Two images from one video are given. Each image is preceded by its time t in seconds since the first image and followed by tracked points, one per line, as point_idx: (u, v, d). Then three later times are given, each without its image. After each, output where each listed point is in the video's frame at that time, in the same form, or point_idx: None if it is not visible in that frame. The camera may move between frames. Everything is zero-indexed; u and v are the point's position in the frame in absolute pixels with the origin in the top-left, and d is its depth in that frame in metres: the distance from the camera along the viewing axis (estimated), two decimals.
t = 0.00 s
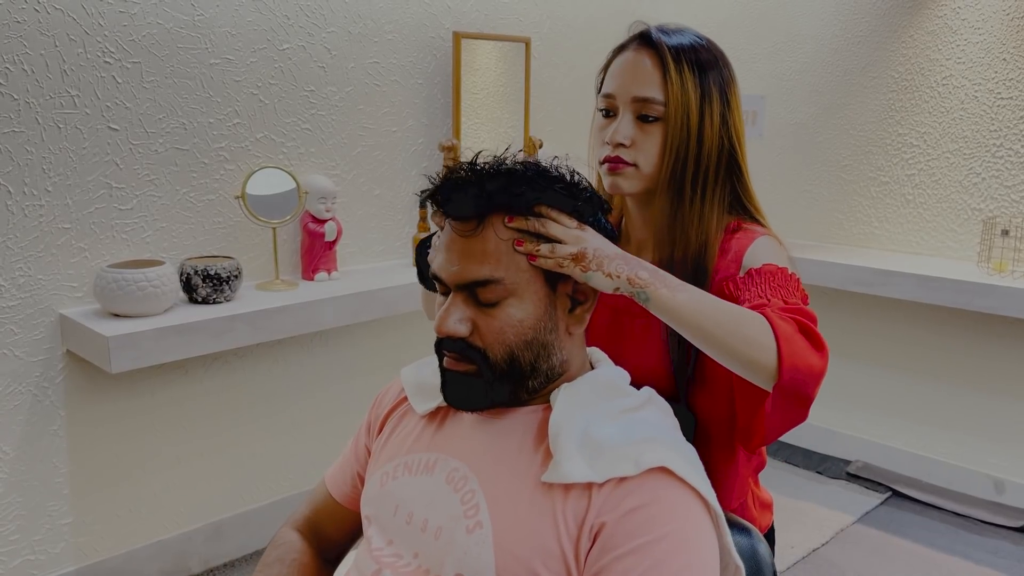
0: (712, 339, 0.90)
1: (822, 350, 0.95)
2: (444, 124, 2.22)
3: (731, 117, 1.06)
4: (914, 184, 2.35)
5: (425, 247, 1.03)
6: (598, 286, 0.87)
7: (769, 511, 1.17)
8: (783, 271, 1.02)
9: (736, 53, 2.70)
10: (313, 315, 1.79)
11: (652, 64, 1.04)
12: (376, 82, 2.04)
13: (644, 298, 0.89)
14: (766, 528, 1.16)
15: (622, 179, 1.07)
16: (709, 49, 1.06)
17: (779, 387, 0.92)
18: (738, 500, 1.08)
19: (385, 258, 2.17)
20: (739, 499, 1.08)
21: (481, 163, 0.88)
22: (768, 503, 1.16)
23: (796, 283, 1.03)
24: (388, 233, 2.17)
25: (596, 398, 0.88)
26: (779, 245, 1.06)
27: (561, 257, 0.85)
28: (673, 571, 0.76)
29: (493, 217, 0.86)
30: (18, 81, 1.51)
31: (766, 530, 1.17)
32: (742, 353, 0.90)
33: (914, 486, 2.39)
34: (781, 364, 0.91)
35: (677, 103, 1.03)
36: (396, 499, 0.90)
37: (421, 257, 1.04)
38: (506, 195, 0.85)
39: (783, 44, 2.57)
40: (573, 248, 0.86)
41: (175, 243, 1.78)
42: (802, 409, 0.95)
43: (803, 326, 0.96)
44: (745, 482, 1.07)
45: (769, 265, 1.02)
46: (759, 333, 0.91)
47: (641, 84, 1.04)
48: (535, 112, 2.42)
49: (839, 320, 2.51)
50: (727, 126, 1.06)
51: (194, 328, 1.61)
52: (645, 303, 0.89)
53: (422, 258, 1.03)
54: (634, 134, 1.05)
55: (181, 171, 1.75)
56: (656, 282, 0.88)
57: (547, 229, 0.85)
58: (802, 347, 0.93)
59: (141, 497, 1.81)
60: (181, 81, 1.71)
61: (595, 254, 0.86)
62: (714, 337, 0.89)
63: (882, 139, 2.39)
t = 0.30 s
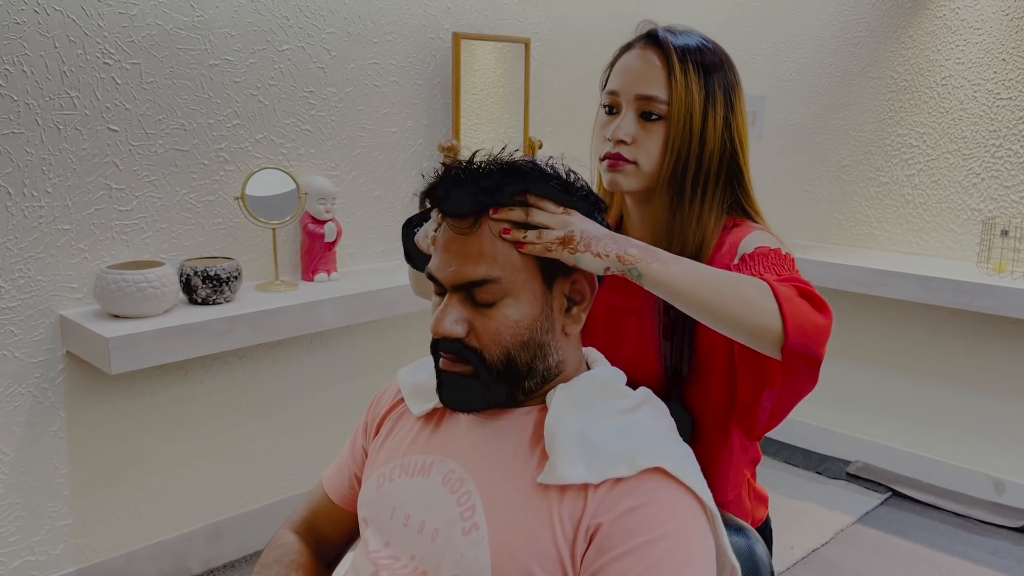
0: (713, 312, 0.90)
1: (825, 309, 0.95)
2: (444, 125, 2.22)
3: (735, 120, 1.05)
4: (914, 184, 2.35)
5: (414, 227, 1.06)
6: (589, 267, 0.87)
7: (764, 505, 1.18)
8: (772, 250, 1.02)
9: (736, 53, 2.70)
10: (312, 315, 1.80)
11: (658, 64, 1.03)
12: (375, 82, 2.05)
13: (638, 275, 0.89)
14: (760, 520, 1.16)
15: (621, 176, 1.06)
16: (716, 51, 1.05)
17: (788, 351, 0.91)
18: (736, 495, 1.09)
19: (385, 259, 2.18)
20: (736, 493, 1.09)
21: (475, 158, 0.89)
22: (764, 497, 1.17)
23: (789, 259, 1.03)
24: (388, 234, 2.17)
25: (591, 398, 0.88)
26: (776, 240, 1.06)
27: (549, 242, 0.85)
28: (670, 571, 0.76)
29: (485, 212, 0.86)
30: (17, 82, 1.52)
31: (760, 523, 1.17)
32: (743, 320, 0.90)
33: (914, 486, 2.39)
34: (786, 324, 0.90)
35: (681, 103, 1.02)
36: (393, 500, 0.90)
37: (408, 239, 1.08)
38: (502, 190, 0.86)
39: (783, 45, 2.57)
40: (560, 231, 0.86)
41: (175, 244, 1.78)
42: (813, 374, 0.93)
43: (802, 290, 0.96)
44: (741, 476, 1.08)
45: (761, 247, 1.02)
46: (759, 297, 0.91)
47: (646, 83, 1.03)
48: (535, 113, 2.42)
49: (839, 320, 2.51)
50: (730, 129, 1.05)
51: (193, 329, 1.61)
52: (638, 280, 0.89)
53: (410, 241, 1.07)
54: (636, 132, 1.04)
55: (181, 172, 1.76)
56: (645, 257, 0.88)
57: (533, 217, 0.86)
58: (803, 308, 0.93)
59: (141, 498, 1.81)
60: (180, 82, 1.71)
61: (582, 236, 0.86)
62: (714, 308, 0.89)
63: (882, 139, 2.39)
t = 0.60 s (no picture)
0: (712, 292, 0.88)
1: (825, 285, 0.94)
2: (444, 125, 2.22)
3: (737, 121, 1.05)
4: (914, 184, 2.35)
5: (417, 211, 1.06)
6: (586, 252, 0.85)
7: (760, 500, 1.17)
8: (772, 237, 1.02)
9: (736, 54, 2.70)
10: (312, 316, 1.80)
11: (661, 63, 1.03)
12: (375, 83, 2.05)
13: (634, 258, 0.86)
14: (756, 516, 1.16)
15: (621, 174, 1.06)
16: (719, 52, 1.05)
17: (790, 327, 0.89)
18: (734, 492, 1.08)
19: (385, 259, 2.18)
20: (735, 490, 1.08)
21: (481, 152, 0.91)
22: (761, 492, 1.17)
23: (785, 246, 1.03)
24: (388, 234, 2.17)
25: (592, 397, 0.88)
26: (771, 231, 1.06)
27: (546, 227, 0.85)
28: (671, 570, 0.76)
29: (490, 205, 0.87)
30: (17, 83, 1.52)
31: (757, 519, 1.17)
32: (744, 298, 0.88)
33: (914, 486, 2.39)
34: (787, 300, 0.89)
35: (683, 103, 1.02)
36: (394, 500, 0.90)
37: (409, 220, 1.07)
38: (509, 184, 0.88)
39: (782, 45, 2.57)
40: (556, 216, 0.85)
41: (175, 244, 1.78)
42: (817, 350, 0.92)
43: (800, 269, 0.95)
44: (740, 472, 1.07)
45: (758, 236, 1.01)
46: (758, 274, 0.89)
47: (649, 82, 1.03)
48: (534, 113, 2.42)
49: (839, 320, 2.51)
50: (732, 129, 1.05)
51: (193, 330, 1.61)
52: (635, 262, 0.87)
53: (411, 223, 1.07)
54: (637, 130, 1.04)
55: (181, 173, 1.75)
56: (642, 239, 0.86)
57: (532, 202, 0.86)
58: (803, 284, 0.91)
59: (140, 498, 1.81)
60: (180, 83, 1.71)
61: (579, 222, 0.85)
62: (713, 287, 0.87)
63: (882, 139, 2.39)
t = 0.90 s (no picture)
0: (709, 291, 0.87)
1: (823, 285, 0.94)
2: (443, 126, 2.22)
3: (732, 119, 1.05)
4: (913, 184, 2.36)
5: (417, 213, 1.06)
6: (584, 249, 0.85)
7: (760, 499, 1.17)
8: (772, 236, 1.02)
9: (735, 54, 2.70)
10: (312, 316, 1.80)
11: (654, 63, 1.03)
12: (374, 83, 2.05)
13: (631, 256, 0.86)
14: (756, 515, 1.16)
15: (617, 175, 1.06)
16: (713, 51, 1.05)
17: (788, 327, 0.89)
18: (734, 491, 1.08)
19: (384, 259, 2.18)
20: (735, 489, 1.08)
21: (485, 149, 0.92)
22: (760, 491, 1.17)
23: (784, 245, 1.02)
24: (387, 235, 2.17)
25: (593, 397, 0.88)
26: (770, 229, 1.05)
27: (546, 222, 0.85)
28: (671, 570, 0.76)
29: (492, 202, 0.88)
30: (16, 83, 1.51)
31: (756, 518, 1.16)
32: (743, 298, 0.88)
33: (914, 486, 2.39)
34: (785, 300, 0.88)
35: (677, 102, 1.02)
36: (394, 500, 0.90)
37: (409, 222, 1.08)
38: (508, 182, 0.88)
39: (781, 46, 2.57)
40: (555, 212, 0.86)
41: (174, 245, 1.78)
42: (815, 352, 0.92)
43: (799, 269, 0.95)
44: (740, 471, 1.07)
45: (755, 235, 1.01)
46: (756, 274, 0.89)
47: (642, 81, 1.03)
48: (534, 113, 2.42)
49: (839, 321, 2.51)
50: (728, 128, 1.05)
51: (192, 330, 1.61)
52: (632, 261, 0.86)
53: (411, 223, 1.07)
54: (631, 130, 1.04)
55: (180, 173, 1.75)
56: (639, 237, 0.86)
57: (533, 198, 0.87)
58: (802, 284, 0.91)
59: (140, 499, 1.81)
60: (179, 83, 1.71)
61: (578, 219, 0.85)
62: (710, 285, 0.87)
63: (881, 140, 2.39)
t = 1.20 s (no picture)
0: (708, 299, 0.88)
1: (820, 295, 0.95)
2: (443, 126, 2.22)
3: (729, 121, 1.05)
4: (913, 184, 2.36)
5: (416, 218, 1.05)
6: (585, 252, 0.85)
7: (762, 501, 1.17)
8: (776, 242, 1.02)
9: (735, 54, 2.70)
10: (312, 316, 1.80)
11: (648, 65, 1.03)
12: (374, 83, 2.05)
13: (631, 259, 0.85)
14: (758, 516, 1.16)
15: (614, 177, 1.06)
16: (707, 54, 1.05)
17: (784, 338, 0.90)
18: (735, 493, 1.08)
19: (384, 260, 2.18)
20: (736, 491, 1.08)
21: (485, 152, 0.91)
22: (762, 493, 1.16)
23: (783, 248, 1.03)
24: (387, 235, 2.17)
25: (595, 397, 0.87)
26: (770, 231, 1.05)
27: (546, 224, 0.85)
28: (672, 570, 0.76)
29: (492, 205, 0.87)
30: (15, 84, 1.51)
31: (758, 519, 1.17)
32: (742, 307, 0.89)
33: (914, 486, 2.39)
34: (783, 310, 0.90)
35: (672, 103, 1.02)
36: (396, 499, 0.90)
37: (409, 228, 1.06)
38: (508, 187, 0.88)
39: (781, 46, 2.57)
40: (556, 214, 0.85)
41: (174, 245, 1.78)
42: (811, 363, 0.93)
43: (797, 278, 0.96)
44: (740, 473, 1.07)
45: (754, 239, 1.01)
46: (755, 284, 0.90)
47: (636, 84, 1.03)
48: (534, 113, 2.43)
49: (838, 321, 2.51)
50: (724, 129, 1.05)
51: (192, 330, 1.61)
52: (633, 265, 0.86)
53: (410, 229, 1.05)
54: (626, 132, 1.04)
55: (180, 174, 1.75)
56: (640, 240, 0.85)
57: (533, 200, 0.86)
58: (800, 295, 0.92)
59: (140, 500, 1.81)
60: (179, 84, 1.71)
61: (579, 221, 0.85)
62: (710, 294, 0.87)
63: (881, 140, 2.39)
